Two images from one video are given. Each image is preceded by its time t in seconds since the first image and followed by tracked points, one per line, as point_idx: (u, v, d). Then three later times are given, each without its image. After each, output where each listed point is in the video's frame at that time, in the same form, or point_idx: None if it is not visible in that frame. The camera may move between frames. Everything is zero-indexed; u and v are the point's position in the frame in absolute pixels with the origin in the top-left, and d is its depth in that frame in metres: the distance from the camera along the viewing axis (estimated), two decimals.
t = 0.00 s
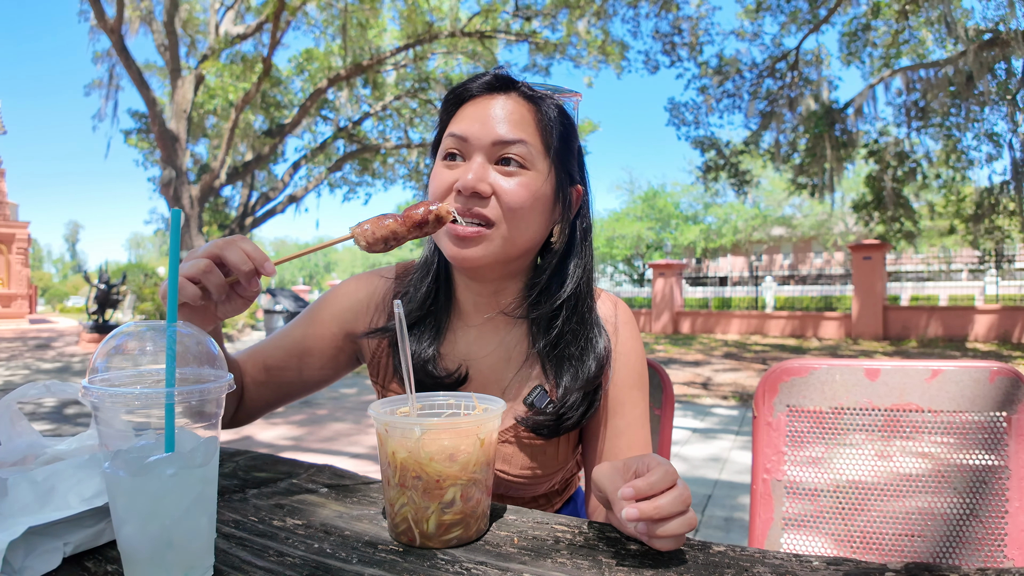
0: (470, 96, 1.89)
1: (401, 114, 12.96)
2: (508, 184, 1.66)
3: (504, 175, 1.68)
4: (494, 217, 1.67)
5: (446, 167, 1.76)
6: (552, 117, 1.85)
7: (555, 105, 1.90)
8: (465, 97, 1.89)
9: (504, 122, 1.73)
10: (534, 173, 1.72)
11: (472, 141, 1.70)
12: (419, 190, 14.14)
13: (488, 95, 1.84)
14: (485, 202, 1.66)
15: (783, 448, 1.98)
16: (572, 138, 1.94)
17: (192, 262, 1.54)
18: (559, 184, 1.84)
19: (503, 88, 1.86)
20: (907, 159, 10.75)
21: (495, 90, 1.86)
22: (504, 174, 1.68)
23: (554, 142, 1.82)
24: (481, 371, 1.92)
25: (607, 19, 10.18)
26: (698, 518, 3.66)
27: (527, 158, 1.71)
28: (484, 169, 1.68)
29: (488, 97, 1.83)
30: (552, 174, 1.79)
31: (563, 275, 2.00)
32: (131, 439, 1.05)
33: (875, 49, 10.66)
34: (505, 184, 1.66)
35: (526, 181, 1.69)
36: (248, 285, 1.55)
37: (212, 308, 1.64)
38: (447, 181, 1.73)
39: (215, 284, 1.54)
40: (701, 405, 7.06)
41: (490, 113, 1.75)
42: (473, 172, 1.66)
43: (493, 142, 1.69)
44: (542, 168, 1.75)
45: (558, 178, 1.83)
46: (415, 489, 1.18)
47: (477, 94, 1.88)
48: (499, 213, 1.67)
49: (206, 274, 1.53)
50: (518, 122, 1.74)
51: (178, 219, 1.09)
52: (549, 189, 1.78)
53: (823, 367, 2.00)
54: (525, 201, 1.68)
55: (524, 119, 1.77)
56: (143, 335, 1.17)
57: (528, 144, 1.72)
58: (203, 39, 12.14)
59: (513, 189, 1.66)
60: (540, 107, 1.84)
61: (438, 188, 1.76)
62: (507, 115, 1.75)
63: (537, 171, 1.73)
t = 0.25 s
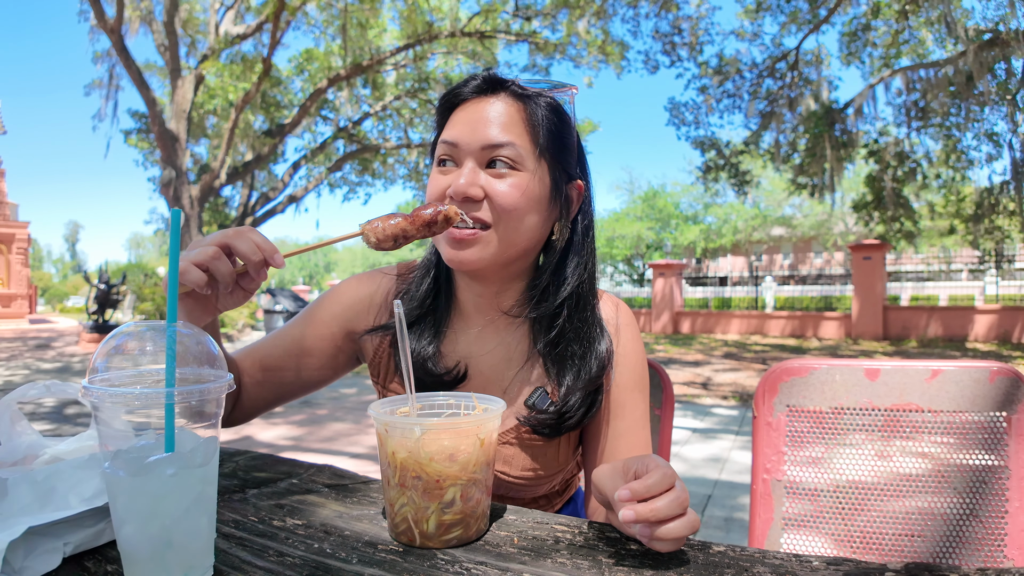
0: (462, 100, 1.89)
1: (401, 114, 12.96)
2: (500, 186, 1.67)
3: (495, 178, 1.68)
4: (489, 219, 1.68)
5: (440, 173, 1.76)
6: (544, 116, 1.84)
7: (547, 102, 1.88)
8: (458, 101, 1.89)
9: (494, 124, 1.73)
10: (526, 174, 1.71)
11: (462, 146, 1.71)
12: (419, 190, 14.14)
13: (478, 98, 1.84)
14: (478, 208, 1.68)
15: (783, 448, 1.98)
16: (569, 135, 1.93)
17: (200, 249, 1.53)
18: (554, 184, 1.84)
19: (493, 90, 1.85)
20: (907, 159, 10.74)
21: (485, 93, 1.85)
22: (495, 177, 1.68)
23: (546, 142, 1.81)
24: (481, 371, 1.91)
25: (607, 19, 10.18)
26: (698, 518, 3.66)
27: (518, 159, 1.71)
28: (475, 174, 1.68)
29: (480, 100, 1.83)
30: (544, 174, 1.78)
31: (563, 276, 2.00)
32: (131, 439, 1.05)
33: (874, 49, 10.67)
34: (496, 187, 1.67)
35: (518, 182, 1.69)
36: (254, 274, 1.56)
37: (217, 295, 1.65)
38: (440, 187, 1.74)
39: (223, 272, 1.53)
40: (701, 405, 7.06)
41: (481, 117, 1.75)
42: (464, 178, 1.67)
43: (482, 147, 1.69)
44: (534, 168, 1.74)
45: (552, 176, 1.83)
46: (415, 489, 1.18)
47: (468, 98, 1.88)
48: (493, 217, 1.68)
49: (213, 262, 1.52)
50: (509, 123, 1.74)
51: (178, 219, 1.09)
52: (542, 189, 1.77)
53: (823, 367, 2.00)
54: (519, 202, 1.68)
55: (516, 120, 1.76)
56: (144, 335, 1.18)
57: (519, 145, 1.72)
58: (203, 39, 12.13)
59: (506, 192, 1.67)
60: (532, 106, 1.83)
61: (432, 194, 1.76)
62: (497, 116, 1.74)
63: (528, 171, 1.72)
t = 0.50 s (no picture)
0: (467, 101, 1.90)
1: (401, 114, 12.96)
2: (503, 189, 1.67)
3: (498, 180, 1.68)
4: (492, 222, 1.69)
5: (443, 175, 1.76)
6: (548, 117, 1.84)
7: (552, 104, 1.89)
8: (463, 102, 1.90)
9: (498, 126, 1.72)
10: (529, 176, 1.71)
11: (466, 147, 1.71)
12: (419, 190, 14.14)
13: (483, 98, 1.84)
14: (480, 211, 1.68)
15: (783, 448, 1.98)
16: (574, 136, 1.93)
17: (212, 242, 1.53)
18: (558, 186, 1.83)
19: (498, 91, 1.85)
20: (907, 159, 10.74)
21: (490, 94, 1.85)
22: (498, 179, 1.68)
23: (551, 143, 1.81)
24: (485, 371, 1.92)
25: (607, 19, 10.17)
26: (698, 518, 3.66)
27: (521, 161, 1.71)
28: (478, 176, 1.68)
29: (485, 101, 1.83)
30: (548, 176, 1.78)
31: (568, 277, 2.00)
32: (131, 439, 1.05)
33: (875, 49, 10.67)
34: (499, 189, 1.67)
35: (521, 184, 1.69)
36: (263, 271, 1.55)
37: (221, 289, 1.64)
38: (444, 188, 1.74)
39: (234, 266, 1.53)
40: (701, 405, 7.06)
41: (485, 118, 1.75)
42: (467, 179, 1.67)
43: (485, 148, 1.69)
44: (537, 170, 1.74)
45: (557, 178, 1.83)
46: (415, 489, 1.18)
47: (473, 99, 1.88)
48: (495, 219, 1.68)
49: (224, 254, 1.53)
50: (512, 125, 1.74)
51: (178, 219, 1.09)
52: (546, 191, 1.77)
53: (823, 367, 2.00)
54: (522, 205, 1.68)
55: (519, 121, 1.76)
56: (144, 335, 1.18)
57: (522, 146, 1.71)
58: (203, 39, 12.13)
59: (509, 194, 1.67)
60: (536, 108, 1.83)
61: (436, 196, 1.77)
62: (501, 118, 1.74)
63: (532, 173, 1.72)
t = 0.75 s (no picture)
0: (477, 98, 1.90)
1: (401, 114, 12.96)
2: (513, 188, 1.67)
3: (508, 179, 1.68)
4: (500, 220, 1.68)
5: (453, 170, 1.76)
6: (559, 117, 1.84)
7: (562, 104, 1.89)
8: (474, 99, 1.90)
9: (510, 124, 1.72)
10: (539, 176, 1.71)
11: (476, 144, 1.71)
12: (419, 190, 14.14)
13: (494, 96, 1.84)
14: (489, 208, 1.68)
15: (783, 448, 1.98)
16: (583, 138, 1.93)
17: (234, 239, 1.47)
18: (567, 187, 1.83)
19: (509, 89, 1.85)
20: (907, 159, 10.74)
21: (502, 91, 1.85)
22: (508, 177, 1.68)
23: (560, 144, 1.81)
24: (489, 373, 1.93)
25: (607, 19, 10.17)
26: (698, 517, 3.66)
27: (531, 160, 1.70)
28: (488, 173, 1.68)
29: (496, 99, 1.83)
30: (557, 177, 1.78)
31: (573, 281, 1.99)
32: (131, 439, 1.05)
33: (875, 49, 10.67)
34: (508, 187, 1.67)
35: (529, 184, 1.69)
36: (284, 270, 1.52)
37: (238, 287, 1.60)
38: (452, 185, 1.74)
39: (255, 264, 1.49)
40: (701, 405, 7.06)
41: (497, 115, 1.75)
42: (476, 176, 1.67)
43: (496, 146, 1.69)
44: (547, 171, 1.74)
45: (566, 180, 1.82)
46: (415, 489, 1.18)
47: (484, 96, 1.88)
48: (503, 218, 1.68)
49: (246, 253, 1.47)
50: (523, 125, 1.74)
51: (178, 219, 1.09)
52: (554, 192, 1.77)
53: (823, 367, 2.00)
54: (531, 205, 1.69)
55: (529, 120, 1.76)
56: (143, 335, 1.17)
57: (532, 147, 1.71)
58: (203, 39, 12.12)
59: (517, 194, 1.67)
60: (547, 107, 1.83)
61: (444, 193, 1.77)
62: (512, 117, 1.74)
63: (541, 174, 1.72)
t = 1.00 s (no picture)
0: (481, 95, 1.90)
1: (401, 114, 12.96)
2: (517, 186, 1.67)
3: (512, 176, 1.68)
4: (504, 218, 1.68)
5: (455, 169, 1.75)
6: (563, 115, 1.84)
7: (567, 102, 1.89)
8: (478, 96, 1.90)
9: (515, 121, 1.72)
10: (542, 174, 1.71)
11: (480, 141, 1.71)
12: (419, 190, 14.14)
13: (498, 94, 1.84)
14: (491, 205, 1.67)
15: (783, 448, 1.98)
16: (586, 137, 1.93)
17: (235, 249, 1.48)
18: (571, 186, 1.83)
19: (514, 87, 1.86)
20: (907, 159, 10.75)
21: (506, 89, 1.86)
22: (512, 174, 1.68)
23: (564, 142, 1.81)
24: (493, 373, 1.93)
25: (607, 19, 10.17)
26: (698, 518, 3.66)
27: (535, 158, 1.70)
28: (492, 169, 1.67)
29: (501, 95, 1.83)
30: (561, 175, 1.78)
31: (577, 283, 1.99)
32: (131, 439, 1.05)
33: (874, 49, 10.67)
34: (511, 185, 1.67)
35: (532, 181, 1.69)
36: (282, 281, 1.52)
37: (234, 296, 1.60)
38: (454, 183, 1.73)
39: (254, 276, 1.48)
40: (701, 405, 7.06)
41: (502, 112, 1.75)
42: (480, 173, 1.66)
43: (499, 143, 1.69)
44: (551, 168, 1.74)
45: (569, 178, 1.82)
46: (415, 489, 1.18)
47: (487, 94, 1.88)
48: (508, 216, 1.68)
49: (246, 264, 1.47)
50: (527, 122, 1.74)
51: (178, 219, 1.09)
52: (557, 190, 1.77)
53: (823, 367, 2.00)
54: (535, 203, 1.69)
55: (534, 118, 1.76)
56: (143, 336, 1.17)
57: (536, 144, 1.71)
58: (203, 39, 12.12)
59: (520, 191, 1.67)
60: (551, 106, 1.83)
61: (447, 191, 1.76)
62: (516, 115, 1.74)
63: (545, 171, 1.72)
